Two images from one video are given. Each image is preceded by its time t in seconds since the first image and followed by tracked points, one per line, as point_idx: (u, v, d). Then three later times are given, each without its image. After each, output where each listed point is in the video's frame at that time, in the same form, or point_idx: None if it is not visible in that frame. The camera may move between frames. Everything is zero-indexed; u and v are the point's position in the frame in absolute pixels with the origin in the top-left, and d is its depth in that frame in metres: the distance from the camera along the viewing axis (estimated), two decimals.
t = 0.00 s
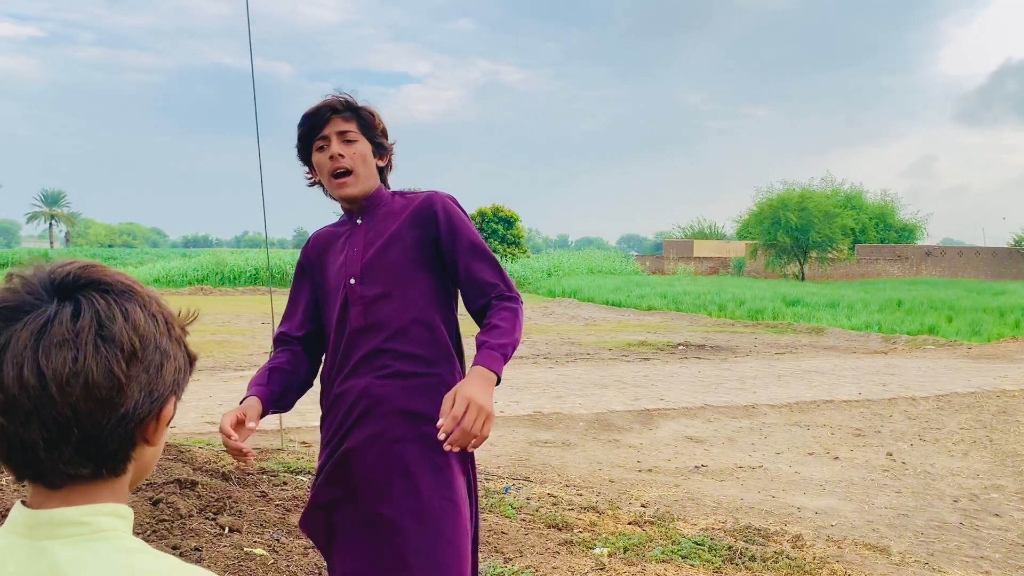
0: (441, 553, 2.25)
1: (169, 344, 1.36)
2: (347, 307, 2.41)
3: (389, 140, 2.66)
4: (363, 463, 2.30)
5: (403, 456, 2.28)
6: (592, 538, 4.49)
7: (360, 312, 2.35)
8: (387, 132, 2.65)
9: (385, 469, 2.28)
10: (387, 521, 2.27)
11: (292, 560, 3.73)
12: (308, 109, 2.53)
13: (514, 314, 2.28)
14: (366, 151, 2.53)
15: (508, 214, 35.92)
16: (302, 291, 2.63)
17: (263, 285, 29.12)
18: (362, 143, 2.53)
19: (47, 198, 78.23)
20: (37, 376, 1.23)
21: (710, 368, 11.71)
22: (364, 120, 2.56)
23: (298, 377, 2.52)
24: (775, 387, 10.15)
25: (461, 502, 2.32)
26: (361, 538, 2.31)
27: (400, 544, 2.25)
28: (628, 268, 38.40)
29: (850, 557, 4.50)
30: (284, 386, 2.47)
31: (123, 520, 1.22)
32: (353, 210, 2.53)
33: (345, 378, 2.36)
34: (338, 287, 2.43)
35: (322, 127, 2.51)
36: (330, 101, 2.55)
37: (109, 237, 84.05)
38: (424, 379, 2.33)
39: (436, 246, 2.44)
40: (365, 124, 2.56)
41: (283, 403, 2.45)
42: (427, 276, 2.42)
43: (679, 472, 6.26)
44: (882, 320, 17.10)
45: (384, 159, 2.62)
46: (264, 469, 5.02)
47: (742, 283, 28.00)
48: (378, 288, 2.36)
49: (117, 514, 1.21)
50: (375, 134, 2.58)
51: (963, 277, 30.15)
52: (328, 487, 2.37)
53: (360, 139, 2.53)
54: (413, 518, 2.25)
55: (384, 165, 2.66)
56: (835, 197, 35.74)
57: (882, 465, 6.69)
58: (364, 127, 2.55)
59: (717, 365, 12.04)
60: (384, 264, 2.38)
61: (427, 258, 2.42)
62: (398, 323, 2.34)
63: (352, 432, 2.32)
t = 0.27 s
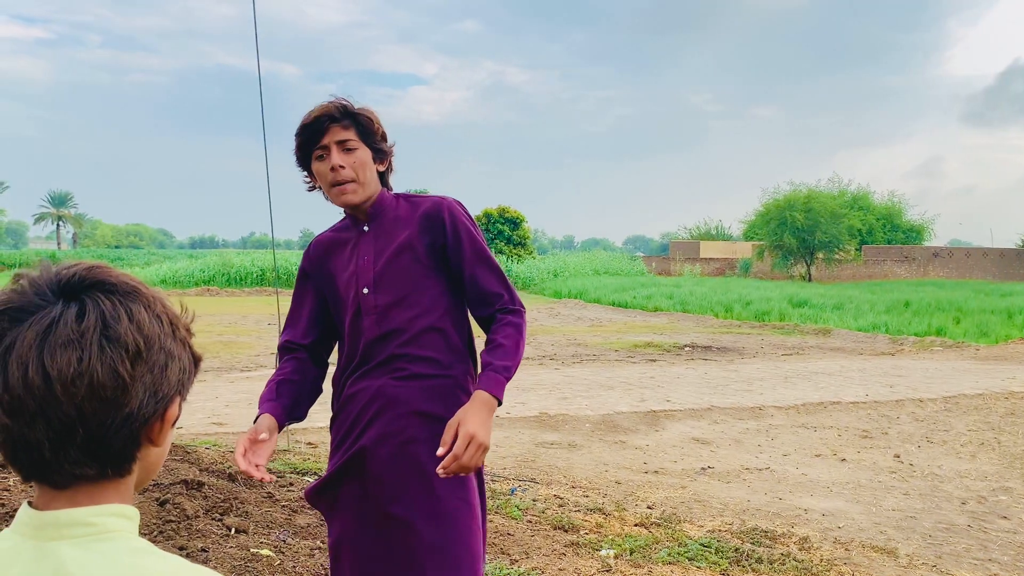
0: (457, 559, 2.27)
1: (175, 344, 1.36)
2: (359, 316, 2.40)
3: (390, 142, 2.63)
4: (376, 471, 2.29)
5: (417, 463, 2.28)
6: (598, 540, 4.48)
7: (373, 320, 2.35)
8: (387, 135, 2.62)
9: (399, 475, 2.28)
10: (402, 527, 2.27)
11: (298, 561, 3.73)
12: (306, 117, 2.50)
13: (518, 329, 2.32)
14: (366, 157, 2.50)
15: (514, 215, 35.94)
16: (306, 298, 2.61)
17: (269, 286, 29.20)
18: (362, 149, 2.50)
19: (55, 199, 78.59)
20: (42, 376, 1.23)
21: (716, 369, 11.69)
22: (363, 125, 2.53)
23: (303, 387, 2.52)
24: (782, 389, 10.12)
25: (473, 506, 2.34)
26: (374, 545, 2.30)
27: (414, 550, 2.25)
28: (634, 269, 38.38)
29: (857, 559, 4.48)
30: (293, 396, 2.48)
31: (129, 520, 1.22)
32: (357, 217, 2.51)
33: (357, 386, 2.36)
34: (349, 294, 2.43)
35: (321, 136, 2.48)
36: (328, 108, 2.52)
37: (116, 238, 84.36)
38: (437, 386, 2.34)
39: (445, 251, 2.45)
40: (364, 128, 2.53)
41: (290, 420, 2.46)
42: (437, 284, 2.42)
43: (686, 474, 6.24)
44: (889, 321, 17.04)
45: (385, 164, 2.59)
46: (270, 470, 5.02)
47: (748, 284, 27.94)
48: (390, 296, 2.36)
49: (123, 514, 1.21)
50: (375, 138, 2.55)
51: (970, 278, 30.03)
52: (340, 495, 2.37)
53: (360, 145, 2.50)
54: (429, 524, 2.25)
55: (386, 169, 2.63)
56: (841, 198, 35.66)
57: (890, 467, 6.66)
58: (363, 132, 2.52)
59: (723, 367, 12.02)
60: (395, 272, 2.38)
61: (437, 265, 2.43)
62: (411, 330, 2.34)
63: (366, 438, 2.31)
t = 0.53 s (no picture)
0: (464, 558, 2.27)
1: (173, 349, 1.36)
2: (362, 318, 2.39)
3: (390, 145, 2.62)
4: (383, 474, 2.29)
5: (424, 464, 2.28)
6: (601, 540, 4.47)
7: (378, 323, 2.35)
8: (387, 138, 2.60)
9: (407, 477, 2.28)
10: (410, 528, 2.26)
11: (301, 561, 3.72)
12: (306, 120, 2.49)
13: (514, 338, 2.38)
14: (365, 161, 2.49)
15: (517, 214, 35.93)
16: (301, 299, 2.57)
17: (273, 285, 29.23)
18: (361, 153, 2.49)
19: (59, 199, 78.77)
20: (38, 377, 1.23)
21: (720, 369, 11.68)
22: (363, 129, 2.52)
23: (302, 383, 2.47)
24: (785, 388, 10.11)
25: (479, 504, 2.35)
26: (382, 547, 2.29)
27: (423, 551, 2.25)
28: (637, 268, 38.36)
29: (861, 559, 4.47)
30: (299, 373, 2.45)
31: (124, 520, 1.22)
32: (355, 220, 2.50)
33: (362, 388, 2.35)
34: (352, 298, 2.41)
35: (320, 139, 2.47)
36: (328, 110, 2.50)
37: (120, 238, 84.53)
38: (441, 386, 2.34)
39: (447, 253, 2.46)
40: (363, 132, 2.52)
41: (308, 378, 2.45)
42: (440, 284, 2.43)
43: (689, 473, 6.24)
44: (893, 321, 17.01)
45: (385, 167, 2.58)
46: (272, 469, 5.03)
47: (752, 283, 27.91)
48: (394, 298, 2.36)
49: (118, 514, 1.21)
50: (374, 142, 2.54)
51: (974, 278, 29.96)
52: (345, 498, 2.36)
53: (359, 149, 2.49)
54: (436, 524, 2.26)
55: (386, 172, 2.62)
56: (845, 197, 35.61)
57: (894, 467, 6.65)
58: (363, 136, 2.51)
59: (727, 366, 12.01)
60: (399, 274, 2.39)
61: (440, 267, 2.44)
62: (417, 331, 2.35)
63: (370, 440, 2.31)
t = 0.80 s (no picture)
0: (465, 555, 2.28)
1: (178, 357, 1.36)
2: (364, 316, 2.38)
3: (391, 145, 2.60)
4: (386, 473, 2.28)
5: (428, 463, 2.28)
6: (602, 537, 4.47)
7: (381, 321, 2.34)
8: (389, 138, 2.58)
9: (410, 476, 2.28)
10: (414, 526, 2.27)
11: (302, 558, 3.72)
12: (306, 117, 2.47)
13: (512, 339, 2.44)
14: (366, 161, 2.47)
15: (519, 212, 35.90)
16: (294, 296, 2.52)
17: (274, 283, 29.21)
18: (362, 152, 2.47)
19: (60, 196, 78.81)
20: (44, 378, 1.22)
21: (721, 367, 11.67)
22: (365, 128, 2.50)
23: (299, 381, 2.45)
24: (786, 386, 10.11)
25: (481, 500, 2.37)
26: (385, 546, 2.29)
27: (427, 550, 2.26)
28: (639, 266, 38.33)
29: (862, 558, 4.47)
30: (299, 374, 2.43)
31: (118, 517, 1.22)
32: (353, 219, 2.48)
33: (363, 388, 2.34)
34: (352, 295, 2.39)
35: (321, 137, 2.45)
36: (330, 107, 2.48)
37: (121, 236, 84.58)
38: (443, 385, 2.35)
39: (447, 252, 2.47)
40: (365, 131, 2.50)
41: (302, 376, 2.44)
42: (441, 283, 2.44)
43: (690, 471, 6.23)
44: (894, 319, 16.99)
45: (384, 167, 2.56)
46: (274, 467, 5.03)
47: (753, 281, 27.89)
48: (397, 296, 2.36)
49: (112, 512, 1.21)
50: (376, 141, 2.52)
51: (976, 276, 29.93)
52: (345, 498, 2.35)
53: (361, 149, 2.47)
54: (438, 522, 2.26)
55: (385, 172, 2.60)
56: (847, 195, 35.56)
57: (895, 465, 6.65)
58: (365, 136, 2.49)
59: (728, 364, 12.00)
60: (402, 273, 2.38)
61: (441, 266, 2.45)
62: (419, 330, 2.35)
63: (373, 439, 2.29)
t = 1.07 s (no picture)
0: (465, 554, 2.28)
1: (185, 357, 1.37)
2: (364, 315, 2.38)
3: (396, 141, 2.59)
4: (385, 472, 2.29)
5: (428, 462, 2.28)
6: (603, 535, 4.47)
7: (382, 320, 2.34)
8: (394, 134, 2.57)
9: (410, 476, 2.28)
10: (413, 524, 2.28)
11: (304, 556, 3.73)
12: (313, 110, 2.45)
13: (511, 341, 2.45)
14: (372, 157, 2.46)
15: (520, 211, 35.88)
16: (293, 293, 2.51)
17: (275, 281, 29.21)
18: (368, 148, 2.46)
19: (62, 194, 78.87)
20: (50, 377, 1.23)
21: (722, 365, 11.67)
22: (372, 123, 2.48)
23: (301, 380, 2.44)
24: (788, 384, 10.10)
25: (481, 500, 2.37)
26: (384, 543, 2.30)
27: (425, 548, 2.27)
28: (640, 265, 38.32)
29: (863, 556, 4.47)
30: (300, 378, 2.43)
31: (123, 512, 1.22)
32: (353, 214, 2.47)
33: (363, 386, 2.33)
34: (353, 293, 2.39)
35: (327, 131, 2.43)
36: (338, 100, 2.46)
37: (122, 234, 84.63)
38: (444, 384, 2.35)
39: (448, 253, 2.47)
40: (372, 127, 2.48)
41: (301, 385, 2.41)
42: (441, 283, 2.44)
43: (692, 469, 6.23)
44: (896, 318, 16.97)
45: (389, 163, 2.55)
46: (275, 465, 5.03)
47: (755, 280, 27.86)
48: (398, 295, 2.36)
49: (117, 507, 1.21)
50: (382, 137, 2.51)
51: (978, 275, 29.90)
52: (343, 496, 2.35)
53: (367, 145, 2.46)
54: (438, 521, 2.27)
55: (388, 167, 2.59)
56: (849, 194, 35.51)
57: (897, 463, 6.64)
58: (371, 131, 2.48)
59: (730, 363, 11.99)
60: (403, 272, 2.38)
61: (441, 266, 2.45)
62: (420, 329, 2.35)
63: (374, 437, 2.29)
